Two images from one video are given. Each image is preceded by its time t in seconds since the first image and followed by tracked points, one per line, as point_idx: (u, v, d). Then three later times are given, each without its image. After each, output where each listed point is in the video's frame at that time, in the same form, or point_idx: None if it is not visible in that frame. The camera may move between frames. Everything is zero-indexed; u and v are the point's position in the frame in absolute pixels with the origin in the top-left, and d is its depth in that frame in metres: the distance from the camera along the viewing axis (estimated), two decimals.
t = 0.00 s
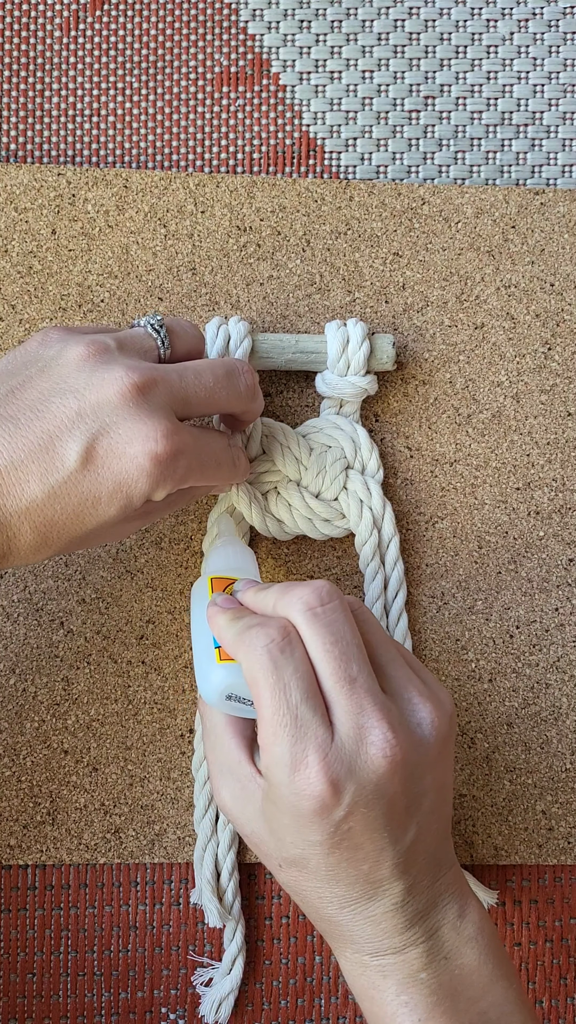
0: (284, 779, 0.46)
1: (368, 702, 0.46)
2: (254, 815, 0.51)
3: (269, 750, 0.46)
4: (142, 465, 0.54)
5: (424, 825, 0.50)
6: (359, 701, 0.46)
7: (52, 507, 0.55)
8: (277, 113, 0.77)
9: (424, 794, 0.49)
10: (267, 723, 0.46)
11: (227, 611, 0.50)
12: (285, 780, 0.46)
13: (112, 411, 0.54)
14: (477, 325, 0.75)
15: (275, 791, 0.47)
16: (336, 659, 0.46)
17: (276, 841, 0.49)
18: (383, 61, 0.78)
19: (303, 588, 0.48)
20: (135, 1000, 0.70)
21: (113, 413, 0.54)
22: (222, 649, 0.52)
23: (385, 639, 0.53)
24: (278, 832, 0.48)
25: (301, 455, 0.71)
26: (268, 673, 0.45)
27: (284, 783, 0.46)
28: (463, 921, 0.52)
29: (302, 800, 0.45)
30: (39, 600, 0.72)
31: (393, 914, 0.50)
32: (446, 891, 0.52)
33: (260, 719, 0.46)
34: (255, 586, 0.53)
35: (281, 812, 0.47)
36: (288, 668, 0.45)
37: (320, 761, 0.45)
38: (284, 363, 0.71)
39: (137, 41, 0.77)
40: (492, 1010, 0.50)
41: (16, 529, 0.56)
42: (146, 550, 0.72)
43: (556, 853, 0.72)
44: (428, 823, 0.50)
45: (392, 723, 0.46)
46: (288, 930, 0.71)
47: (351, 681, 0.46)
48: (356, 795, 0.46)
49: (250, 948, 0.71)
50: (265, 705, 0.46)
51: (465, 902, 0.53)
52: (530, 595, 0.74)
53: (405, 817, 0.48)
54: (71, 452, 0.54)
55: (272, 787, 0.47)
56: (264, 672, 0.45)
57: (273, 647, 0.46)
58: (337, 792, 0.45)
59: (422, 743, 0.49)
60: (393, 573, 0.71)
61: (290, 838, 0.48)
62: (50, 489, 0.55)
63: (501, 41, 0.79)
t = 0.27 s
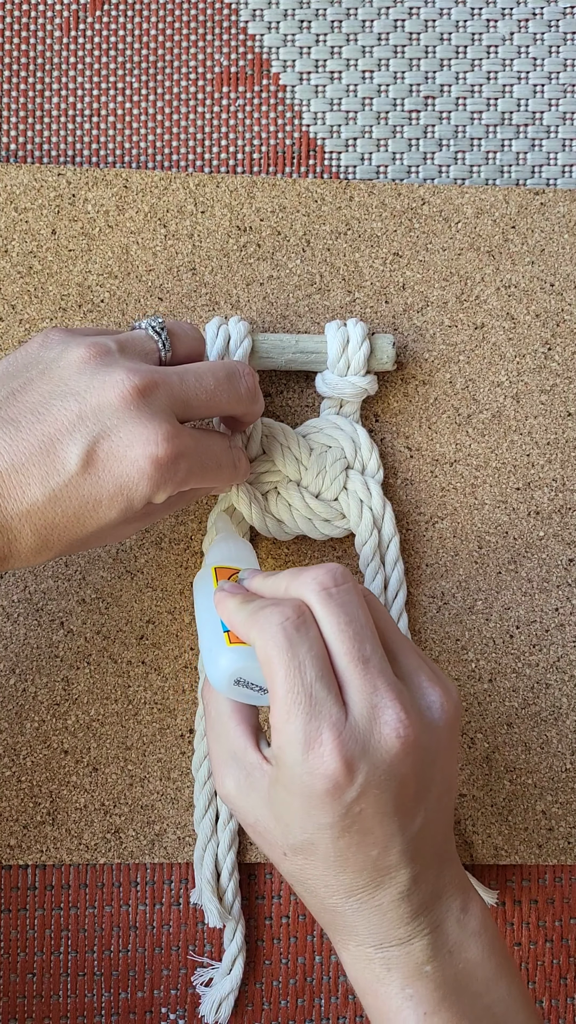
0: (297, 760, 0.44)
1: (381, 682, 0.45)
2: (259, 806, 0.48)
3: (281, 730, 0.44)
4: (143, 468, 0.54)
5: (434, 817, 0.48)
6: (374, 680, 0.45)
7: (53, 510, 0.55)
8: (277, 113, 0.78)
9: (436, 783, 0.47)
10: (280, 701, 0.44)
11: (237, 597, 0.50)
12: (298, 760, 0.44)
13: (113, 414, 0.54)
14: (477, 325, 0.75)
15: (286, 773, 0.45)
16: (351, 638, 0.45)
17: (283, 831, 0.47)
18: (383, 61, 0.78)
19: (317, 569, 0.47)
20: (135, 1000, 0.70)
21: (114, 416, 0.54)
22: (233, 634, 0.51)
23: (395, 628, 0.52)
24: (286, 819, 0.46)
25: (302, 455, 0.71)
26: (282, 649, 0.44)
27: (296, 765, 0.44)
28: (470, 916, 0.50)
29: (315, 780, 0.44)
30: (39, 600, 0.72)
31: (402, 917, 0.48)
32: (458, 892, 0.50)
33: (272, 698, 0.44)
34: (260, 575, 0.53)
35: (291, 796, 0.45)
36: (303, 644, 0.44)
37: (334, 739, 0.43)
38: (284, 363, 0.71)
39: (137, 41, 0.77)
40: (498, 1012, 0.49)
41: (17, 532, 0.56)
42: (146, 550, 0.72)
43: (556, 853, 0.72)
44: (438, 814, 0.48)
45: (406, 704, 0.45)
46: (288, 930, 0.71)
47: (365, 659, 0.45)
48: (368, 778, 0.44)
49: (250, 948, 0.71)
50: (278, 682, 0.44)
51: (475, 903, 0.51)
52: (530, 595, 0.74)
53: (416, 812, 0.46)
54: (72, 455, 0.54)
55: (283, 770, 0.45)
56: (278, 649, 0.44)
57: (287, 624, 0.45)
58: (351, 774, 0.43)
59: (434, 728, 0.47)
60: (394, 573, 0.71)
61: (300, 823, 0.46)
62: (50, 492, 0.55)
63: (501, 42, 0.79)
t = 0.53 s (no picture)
0: (306, 758, 0.44)
1: (392, 680, 0.45)
2: (266, 803, 0.48)
3: (290, 727, 0.44)
4: (143, 469, 0.54)
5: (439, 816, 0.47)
6: (384, 678, 0.44)
7: (53, 511, 0.55)
8: (277, 113, 0.78)
9: (444, 781, 0.47)
10: (290, 699, 0.43)
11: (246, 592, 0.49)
12: (307, 759, 0.44)
13: (113, 415, 0.54)
14: (477, 325, 0.75)
15: (294, 771, 0.45)
16: (361, 636, 0.44)
17: (290, 830, 0.47)
18: (383, 61, 0.78)
19: (327, 566, 0.47)
20: (135, 1000, 0.70)
21: (115, 417, 0.54)
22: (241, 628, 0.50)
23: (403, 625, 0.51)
24: (293, 818, 0.46)
25: (302, 455, 0.71)
26: (293, 646, 0.44)
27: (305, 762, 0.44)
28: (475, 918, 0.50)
29: (324, 779, 0.43)
30: (39, 600, 0.72)
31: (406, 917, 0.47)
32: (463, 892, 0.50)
33: (281, 696, 0.44)
34: (268, 573, 0.52)
35: (299, 794, 0.45)
36: (313, 642, 0.44)
37: (345, 737, 0.43)
38: (284, 363, 0.71)
39: (137, 41, 0.77)
40: (502, 1013, 0.48)
41: (17, 533, 0.56)
42: (146, 550, 0.72)
43: (556, 853, 0.72)
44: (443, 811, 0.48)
45: (416, 702, 0.45)
46: (288, 930, 0.71)
47: (375, 657, 0.45)
48: (377, 777, 0.44)
49: (250, 948, 0.71)
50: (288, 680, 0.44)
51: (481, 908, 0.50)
52: (530, 595, 0.74)
53: (422, 810, 0.46)
54: (72, 456, 0.54)
55: (291, 768, 0.45)
56: (288, 646, 0.44)
57: (297, 621, 0.44)
58: (360, 771, 0.43)
59: (444, 726, 0.47)
60: (394, 573, 0.71)
61: (307, 823, 0.45)
62: (51, 493, 0.55)
63: (501, 42, 0.79)
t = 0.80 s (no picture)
0: (318, 744, 0.43)
1: (404, 667, 0.45)
2: (274, 796, 0.48)
3: (302, 713, 0.43)
4: (143, 470, 0.54)
5: (447, 819, 0.47)
6: (396, 664, 0.44)
7: (53, 512, 0.55)
8: (277, 113, 0.78)
9: (455, 773, 0.47)
10: (302, 684, 0.43)
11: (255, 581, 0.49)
12: (319, 745, 0.43)
13: (113, 417, 0.54)
14: (477, 325, 0.75)
15: (305, 759, 0.44)
16: (374, 622, 0.44)
17: (299, 822, 0.46)
18: (383, 61, 0.78)
19: (339, 554, 0.47)
20: (135, 1000, 0.70)
21: (115, 418, 0.54)
22: (249, 617, 0.50)
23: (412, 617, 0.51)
24: (303, 809, 0.45)
25: (302, 455, 0.71)
26: (306, 631, 0.43)
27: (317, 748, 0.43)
28: (483, 920, 0.50)
29: (336, 765, 0.43)
30: (39, 600, 0.72)
31: (411, 919, 0.47)
32: (469, 895, 0.49)
33: (294, 681, 0.44)
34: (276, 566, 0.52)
35: (310, 783, 0.45)
36: (326, 627, 0.44)
37: (358, 722, 0.43)
38: (284, 363, 0.71)
39: (137, 41, 0.77)
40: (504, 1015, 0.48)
41: (17, 534, 0.56)
42: (146, 550, 0.72)
43: (556, 853, 0.72)
44: (452, 814, 0.47)
45: (428, 689, 0.45)
46: (288, 930, 0.71)
47: (388, 643, 0.44)
48: (388, 769, 0.43)
49: (250, 948, 0.71)
50: (300, 665, 0.43)
51: (484, 910, 0.50)
52: (530, 596, 0.74)
53: (428, 812, 0.45)
54: (72, 457, 0.54)
55: (301, 756, 0.45)
56: (301, 631, 0.44)
57: (310, 606, 0.44)
58: (373, 758, 0.43)
59: (455, 716, 0.47)
60: (395, 573, 0.71)
61: (317, 813, 0.45)
62: (50, 493, 0.55)
63: (501, 42, 0.79)
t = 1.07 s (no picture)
0: (321, 744, 0.43)
1: (408, 668, 0.44)
2: (277, 799, 0.47)
3: (306, 715, 0.43)
4: (143, 472, 0.54)
5: (452, 819, 0.46)
6: (400, 665, 0.44)
7: (53, 513, 0.55)
8: (277, 113, 0.78)
9: (458, 775, 0.47)
10: (306, 685, 0.43)
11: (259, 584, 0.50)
12: (323, 747, 0.43)
13: (113, 418, 0.54)
14: (477, 325, 0.75)
15: (309, 761, 0.44)
16: (377, 623, 0.44)
17: (301, 822, 0.46)
18: (383, 61, 0.78)
19: (343, 556, 0.47)
20: (135, 1000, 0.70)
21: (114, 419, 0.54)
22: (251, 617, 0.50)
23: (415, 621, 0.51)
24: (307, 811, 0.45)
25: (302, 455, 0.71)
26: (309, 632, 0.43)
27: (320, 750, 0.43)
28: (488, 924, 0.49)
29: (341, 767, 0.43)
30: (39, 600, 0.72)
31: (416, 923, 0.46)
32: (473, 898, 0.49)
33: (297, 683, 0.43)
34: (278, 567, 0.52)
35: (313, 785, 0.44)
36: (330, 628, 0.44)
37: (362, 722, 0.42)
38: (284, 363, 0.71)
39: (137, 41, 0.77)
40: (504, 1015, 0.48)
41: (17, 536, 0.56)
42: (145, 550, 0.72)
43: (556, 853, 0.72)
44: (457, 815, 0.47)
45: (433, 690, 0.45)
46: (288, 930, 0.71)
47: (391, 644, 0.44)
48: (389, 764, 0.43)
49: (250, 948, 0.71)
50: (304, 666, 0.43)
51: (487, 912, 0.50)
52: (530, 596, 0.74)
53: (433, 815, 0.45)
54: (72, 459, 0.54)
55: (306, 758, 0.45)
56: (305, 632, 0.43)
57: (314, 607, 0.44)
58: (378, 760, 0.43)
59: (459, 718, 0.47)
60: (395, 573, 0.71)
61: (321, 814, 0.45)
62: (50, 494, 0.55)
63: (501, 42, 0.79)
